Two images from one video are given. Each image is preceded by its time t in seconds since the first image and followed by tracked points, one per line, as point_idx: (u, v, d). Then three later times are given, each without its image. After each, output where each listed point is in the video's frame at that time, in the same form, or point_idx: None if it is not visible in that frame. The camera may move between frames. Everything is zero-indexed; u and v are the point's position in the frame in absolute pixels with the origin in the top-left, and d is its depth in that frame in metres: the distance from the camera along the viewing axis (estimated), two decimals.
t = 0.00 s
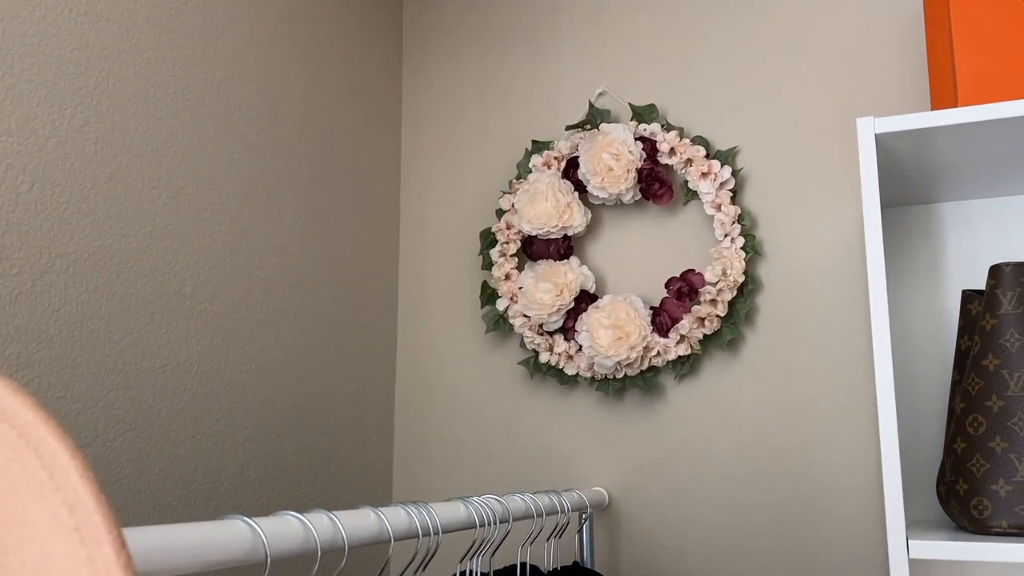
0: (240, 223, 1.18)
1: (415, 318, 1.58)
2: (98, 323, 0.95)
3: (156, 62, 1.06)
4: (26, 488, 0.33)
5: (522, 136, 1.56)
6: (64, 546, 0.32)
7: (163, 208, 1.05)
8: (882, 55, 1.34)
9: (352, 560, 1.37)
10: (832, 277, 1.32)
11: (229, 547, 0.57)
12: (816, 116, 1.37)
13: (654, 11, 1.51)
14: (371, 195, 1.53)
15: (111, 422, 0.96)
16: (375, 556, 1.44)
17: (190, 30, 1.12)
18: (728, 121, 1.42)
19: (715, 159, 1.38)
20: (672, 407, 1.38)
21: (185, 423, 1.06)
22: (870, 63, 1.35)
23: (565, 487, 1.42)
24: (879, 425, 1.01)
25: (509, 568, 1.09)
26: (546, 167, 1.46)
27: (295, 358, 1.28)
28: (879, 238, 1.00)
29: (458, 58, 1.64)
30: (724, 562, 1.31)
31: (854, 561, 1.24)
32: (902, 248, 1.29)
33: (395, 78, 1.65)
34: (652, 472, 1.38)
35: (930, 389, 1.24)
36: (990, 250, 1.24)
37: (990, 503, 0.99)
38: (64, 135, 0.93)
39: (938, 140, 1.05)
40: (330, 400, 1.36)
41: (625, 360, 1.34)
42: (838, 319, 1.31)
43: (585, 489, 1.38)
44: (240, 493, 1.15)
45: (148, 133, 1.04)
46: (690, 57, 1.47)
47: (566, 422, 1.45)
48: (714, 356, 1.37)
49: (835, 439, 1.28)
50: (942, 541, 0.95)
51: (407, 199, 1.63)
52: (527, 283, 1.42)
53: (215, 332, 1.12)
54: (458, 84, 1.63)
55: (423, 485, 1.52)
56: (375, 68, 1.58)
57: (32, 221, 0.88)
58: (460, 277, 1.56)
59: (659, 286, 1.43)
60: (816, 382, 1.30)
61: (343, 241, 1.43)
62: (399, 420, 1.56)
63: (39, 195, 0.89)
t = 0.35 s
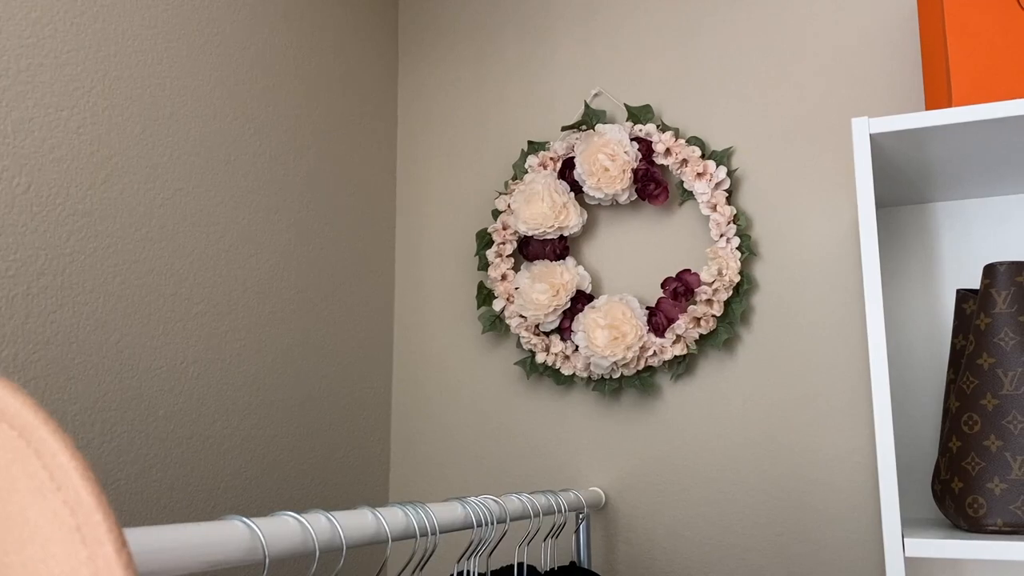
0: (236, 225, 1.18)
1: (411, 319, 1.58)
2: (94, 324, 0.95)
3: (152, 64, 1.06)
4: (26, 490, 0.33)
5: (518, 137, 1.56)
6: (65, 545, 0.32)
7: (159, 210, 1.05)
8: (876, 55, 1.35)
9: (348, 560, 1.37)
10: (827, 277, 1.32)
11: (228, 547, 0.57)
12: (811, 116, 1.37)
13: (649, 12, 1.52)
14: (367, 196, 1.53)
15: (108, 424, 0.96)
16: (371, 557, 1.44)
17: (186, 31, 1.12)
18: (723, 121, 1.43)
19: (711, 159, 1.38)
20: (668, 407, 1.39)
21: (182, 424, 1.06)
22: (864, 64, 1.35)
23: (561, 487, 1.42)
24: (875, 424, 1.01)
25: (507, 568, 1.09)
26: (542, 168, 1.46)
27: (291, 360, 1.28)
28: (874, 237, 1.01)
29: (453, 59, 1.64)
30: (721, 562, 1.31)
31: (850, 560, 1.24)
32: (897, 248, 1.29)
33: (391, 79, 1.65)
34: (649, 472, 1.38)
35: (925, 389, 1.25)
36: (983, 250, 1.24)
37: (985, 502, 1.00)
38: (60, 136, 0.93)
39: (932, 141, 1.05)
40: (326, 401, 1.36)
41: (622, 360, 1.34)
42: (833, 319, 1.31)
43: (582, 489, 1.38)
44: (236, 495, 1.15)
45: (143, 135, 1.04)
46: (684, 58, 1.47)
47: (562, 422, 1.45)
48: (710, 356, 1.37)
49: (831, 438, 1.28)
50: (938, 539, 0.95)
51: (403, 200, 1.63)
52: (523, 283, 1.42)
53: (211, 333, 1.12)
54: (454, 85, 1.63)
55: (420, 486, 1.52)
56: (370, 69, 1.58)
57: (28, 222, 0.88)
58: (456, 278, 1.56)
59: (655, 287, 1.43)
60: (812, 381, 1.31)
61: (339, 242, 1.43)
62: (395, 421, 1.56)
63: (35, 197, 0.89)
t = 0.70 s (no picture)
0: (228, 227, 1.18)
1: (405, 320, 1.58)
2: (86, 328, 0.95)
3: (143, 66, 1.06)
4: (8, 495, 0.33)
5: (511, 138, 1.56)
6: (49, 552, 0.32)
7: (151, 212, 1.05)
8: (868, 55, 1.35)
9: (343, 563, 1.37)
10: (819, 277, 1.32)
11: (217, 551, 0.57)
12: (803, 117, 1.37)
13: (642, 13, 1.52)
14: (360, 198, 1.53)
15: (99, 427, 0.95)
16: (365, 559, 1.44)
17: (177, 33, 1.12)
18: (716, 122, 1.43)
19: (704, 160, 1.39)
20: (662, 408, 1.39)
21: (174, 427, 1.06)
22: (856, 65, 1.35)
23: (555, 489, 1.42)
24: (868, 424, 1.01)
25: (500, 570, 1.09)
26: (535, 169, 1.46)
27: (284, 362, 1.28)
28: (866, 238, 1.01)
29: (447, 60, 1.64)
30: (715, 563, 1.31)
31: (844, 560, 1.25)
32: (889, 248, 1.29)
33: (384, 80, 1.65)
34: (642, 473, 1.38)
35: (918, 389, 1.25)
36: (975, 250, 1.24)
37: (977, 502, 1.00)
38: (51, 140, 0.93)
39: (924, 141, 1.05)
40: (319, 403, 1.36)
41: (615, 361, 1.34)
42: (826, 319, 1.31)
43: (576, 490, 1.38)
44: (230, 498, 1.15)
45: (134, 137, 1.04)
46: (677, 59, 1.48)
47: (556, 423, 1.45)
48: (703, 357, 1.37)
49: (824, 438, 1.28)
50: (930, 540, 0.95)
51: (397, 201, 1.63)
52: (516, 285, 1.42)
53: (204, 336, 1.12)
54: (447, 86, 1.63)
55: (414, 488, 1.52)
56: (363, 71, 1.57)
57: (19, 226, 0.88)
58: (450, 279, 1.56)
59: (648, 288, 1.43)
60: (805, 382, 1.31)
61: (332, 244, 1.43)
62: (390, 423, 1.56)
63: (25, 201, 0.89)
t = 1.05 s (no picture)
0: (223, 229, 1.18)
1: (401, 322, 1.59)
2: (82, 332, 0.95)
3: (137, 70, 1.06)
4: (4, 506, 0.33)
5: (506, 140, 1.57)
6: (46, 562, 0.33)
7: (146, 216, 1.05)
8: (861, 57, 1.35)
9: (339, 564, 1.37)
10: (812, 278, 1.33)
11: (213, 555, 0.57)
12: (796, 118, 1.38)
13: (636, 14, 1.52)
14: (355, 200, 1.53)
15: (95, 431, 0.96)
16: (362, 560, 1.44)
17: (172, 37, 1.12)
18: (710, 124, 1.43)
19: (697, 162, 1.39)
20: (657, 408, 1.39)
21: (170, 430, 1.06)
22: (849, 66, 1.36)
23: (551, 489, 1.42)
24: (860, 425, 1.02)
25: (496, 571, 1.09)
26: (530, 171, 1.47)
27: (280, 365, 1.28)
28: (858, 239, 1.01)
29: (441, 62, 1.64)
30: (710, 563, 1.32)
31: (838, 559, 1.25)
32: (882, 249, 1.30)
33: (379, 82, 1.65)
34: (637, 474, 1.39)
35: (911, 389, 1.26)
36: (967, 251, 1.25)
37: (969, 501, 1.01)
38: (46, 144, 0.93)
39: (915, 143, 1.06)
40: (315, 405, 1.36)
41: (610, 362, 1.34)
42: (819, 320, 1.32)
43: (572, 491, 1.39)
44: (226, 500, 1.15)
45: (128, 141, 1.04)
46: (671, 60, 1.48)
47: (552, 424, 1.45)
48: (697, 358, 1.38)
49: (818, 438, 1.29)
50: (923, 539, 0.96)
51: (391, 203, 1.63)
52: (511, 286, 1.43)
53: (199, 339, 1.12)
54: (441, 87, 1.63)
55: (410, 489, 1.53)
56: (358, 73, 1.58)
57: (14, 231, 0.88)
58: (445, 281, 1.57)
59: (643, 289, 1.44)
60: (799, 382, 1.32)
61: (327, 246, 1.43)
62: (385, 424, 1.56)
63: (21, 205, 0.89)
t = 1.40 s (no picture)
0: (222, 230, 1.18)
1: (400, 322, 1.59)
2: (82, 332, 0.95)
3: (136, 70, 1.06)
4: (14, 507, 0.33)
5: (504, 139, 1.57)
6: (55, 562, 0.33)
7: (146, 216, 1.05)
8: (858, 55, 1.36)
9: (339, 564, 1.37)
10: (810, 276, 1.33)
11: (217, 554, 0.57)
12: (794, 117, 1.38)
13: (633, 13, 1.52)
14: (353, 199, 1.53)
15: (95, 431, 0.96)
16: (362, 560, 1.44)
17: (170, 37, 1.12)
18: (708, 123, 1.43)
19: (695, 160, 1.39)
20: (656, 407, 1.40)
21: (170, 430, 1.06)
22: (846, 64, 1.36)
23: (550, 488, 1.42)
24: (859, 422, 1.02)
25: (496, 569, 1.09)
26: (528, 170, 1.47)
27: (279, 365, 1.28)
28: (856, 238, 1.02)
29: (439, 61, 1.64)
30: (709, 561, 1.32)
31: (837, 557, 1.26)
32: (880, 247, 1.30)
33: (377, 82, 1.65)
34: (636, 472, 1.39)
35: (909, 386, 1.26)
36: (965, 249, 1.26)
37: (968, 498, 1.01)
38: (45, 145, 0.93)
39: (913, 141, 1.06)
40: (314, 405, 1.36)
41: (609, 361, 1.35)
42: (817, 318, 1.32)
43: (571, 490, 1.39)
44: (226, 500, 1.15)
45: (127, 141, 1.04)
46: (668, 59, 1.48)
47: (551, 423, 1.45)
48: (696, 356, 1.38)
49: (817, 436, 1.29)
50: (922, 536, 0.96)
51: (390, 202, 1.63)
52: (510, 285, 1.43)
53: (199, 339, 1.12)
54: (438, 87, 1.63)
55: (410, 489, 1.53)
56: (355, 72, 1.58)
57: (14, 231, 0.88)
58: (443, 281, 1.57)
59: (641, 287, 1.44)
60: (797, 380, 1.32)
61: (325, 246, 1.43)
62: (385, 424, 1.56)
63: (20, 206, 0.89)
